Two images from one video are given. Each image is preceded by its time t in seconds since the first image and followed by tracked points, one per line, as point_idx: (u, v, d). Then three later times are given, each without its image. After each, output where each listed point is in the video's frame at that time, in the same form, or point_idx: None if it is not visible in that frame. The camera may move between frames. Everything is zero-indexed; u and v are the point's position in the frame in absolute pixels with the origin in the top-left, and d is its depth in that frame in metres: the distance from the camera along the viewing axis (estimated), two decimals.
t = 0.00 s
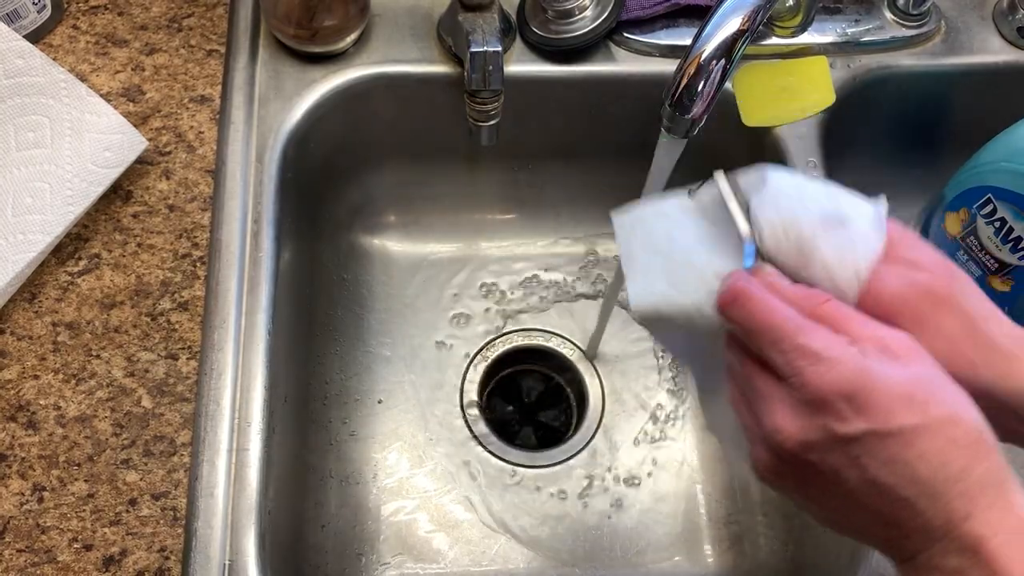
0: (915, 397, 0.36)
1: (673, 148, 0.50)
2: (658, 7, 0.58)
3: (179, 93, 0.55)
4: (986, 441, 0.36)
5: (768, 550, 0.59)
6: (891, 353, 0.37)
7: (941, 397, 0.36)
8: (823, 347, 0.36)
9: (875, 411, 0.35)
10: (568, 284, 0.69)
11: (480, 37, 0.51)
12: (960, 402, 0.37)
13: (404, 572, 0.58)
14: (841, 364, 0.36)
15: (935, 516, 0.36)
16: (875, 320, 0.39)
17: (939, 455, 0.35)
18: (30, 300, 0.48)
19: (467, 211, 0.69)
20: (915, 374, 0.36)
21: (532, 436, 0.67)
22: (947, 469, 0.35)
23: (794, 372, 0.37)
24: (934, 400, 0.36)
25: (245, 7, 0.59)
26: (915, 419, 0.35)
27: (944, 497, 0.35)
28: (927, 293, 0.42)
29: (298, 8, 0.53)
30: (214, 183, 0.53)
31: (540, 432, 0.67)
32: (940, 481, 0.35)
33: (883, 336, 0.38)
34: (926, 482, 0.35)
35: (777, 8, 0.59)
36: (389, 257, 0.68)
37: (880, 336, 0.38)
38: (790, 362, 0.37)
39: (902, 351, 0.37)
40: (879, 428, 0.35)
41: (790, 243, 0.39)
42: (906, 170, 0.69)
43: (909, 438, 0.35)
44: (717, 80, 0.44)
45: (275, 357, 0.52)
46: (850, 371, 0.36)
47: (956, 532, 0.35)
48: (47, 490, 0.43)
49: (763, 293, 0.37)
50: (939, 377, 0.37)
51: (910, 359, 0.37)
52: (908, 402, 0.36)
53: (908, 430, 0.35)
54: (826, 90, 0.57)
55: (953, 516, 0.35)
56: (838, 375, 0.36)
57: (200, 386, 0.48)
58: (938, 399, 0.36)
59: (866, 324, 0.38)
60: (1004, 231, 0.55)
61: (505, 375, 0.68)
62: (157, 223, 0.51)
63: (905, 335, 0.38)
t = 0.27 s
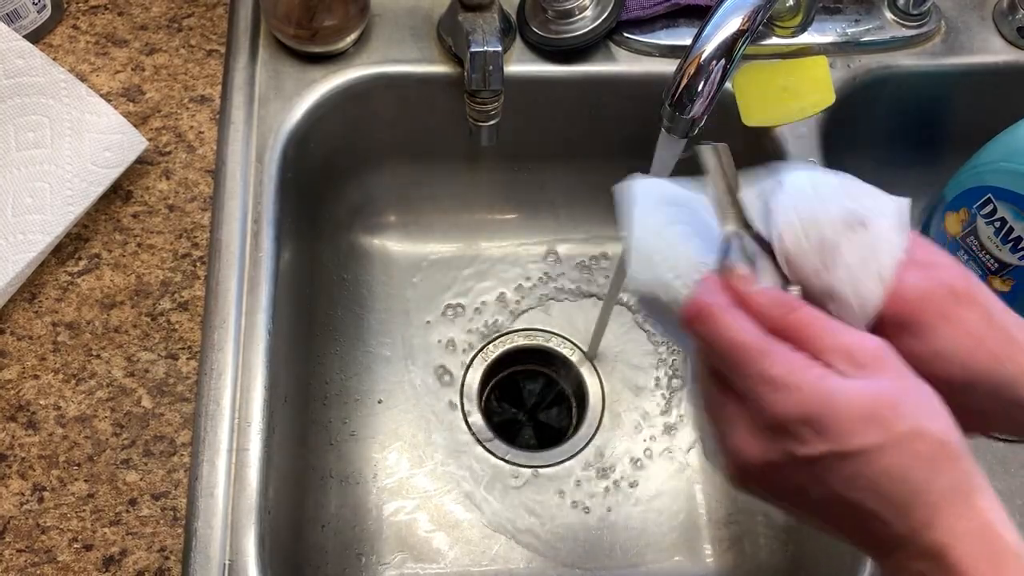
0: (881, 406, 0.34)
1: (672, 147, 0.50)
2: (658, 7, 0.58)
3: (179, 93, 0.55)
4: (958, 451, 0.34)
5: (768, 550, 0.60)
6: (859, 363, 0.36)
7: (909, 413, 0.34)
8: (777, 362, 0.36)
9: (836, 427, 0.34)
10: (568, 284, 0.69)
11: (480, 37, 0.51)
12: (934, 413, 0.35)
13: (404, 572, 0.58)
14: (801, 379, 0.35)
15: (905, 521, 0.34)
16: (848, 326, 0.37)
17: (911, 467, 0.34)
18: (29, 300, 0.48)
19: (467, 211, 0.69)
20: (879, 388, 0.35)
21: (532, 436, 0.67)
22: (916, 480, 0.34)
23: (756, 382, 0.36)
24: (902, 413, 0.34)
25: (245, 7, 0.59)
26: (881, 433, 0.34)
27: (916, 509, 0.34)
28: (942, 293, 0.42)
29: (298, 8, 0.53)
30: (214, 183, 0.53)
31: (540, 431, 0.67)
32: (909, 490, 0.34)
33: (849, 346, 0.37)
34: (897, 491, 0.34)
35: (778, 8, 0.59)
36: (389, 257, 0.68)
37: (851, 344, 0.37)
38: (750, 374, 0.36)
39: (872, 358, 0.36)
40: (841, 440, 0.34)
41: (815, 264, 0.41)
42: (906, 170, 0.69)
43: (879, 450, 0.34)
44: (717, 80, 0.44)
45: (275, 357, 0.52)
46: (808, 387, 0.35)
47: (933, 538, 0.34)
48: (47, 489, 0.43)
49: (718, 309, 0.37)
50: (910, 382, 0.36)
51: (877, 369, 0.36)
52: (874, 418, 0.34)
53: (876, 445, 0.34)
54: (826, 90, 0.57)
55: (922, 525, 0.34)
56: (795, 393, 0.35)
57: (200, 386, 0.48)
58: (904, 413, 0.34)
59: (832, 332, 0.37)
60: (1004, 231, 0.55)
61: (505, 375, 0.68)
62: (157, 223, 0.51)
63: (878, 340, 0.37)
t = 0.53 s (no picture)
0: (776, 410, 0.38)
1: (672, 146, 0.49)
2: (658, 7, 0.58)
3: (179, 93, 0.55)
4: (860, 443, 0.37)
5: (768, 551, 0.60)
6: (770, 381, 0.39)
7: (802, 424, 0.37)
8: (690, 394, 0.39)
9: (731, 441, 0.38)
10: (568, 284, 0.69)
11: (481, 37, 0.51)
12: (834, 407, 0.38)
13: (404, 572, 0.58)
14: (710, 405, 0.39)
15: (836, 507, 0.37)
16: (756, 335, 0.40)
17: (813, 454, 0.37)
18: (29, 300, 0.48)
19: (467, 212, 0.69)
20: (786, 402, 0.38)
21: (532, 436, 0.66)
22: (819, 468, 0.37)
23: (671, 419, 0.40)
24: (793, 420, 0.37)
25: (245, 7, 0.59)
26: (773, 448, 0.38)
27: (832, 497, 0.37)
28: (911, 261, 0.42)
29: (298, 8, 0.53)
30: (214, 183, 0.53)
31: (540, 432, 0.67)
32: (812, 477, 0.37)
33: (754, 363, 0.39)
34: (802, 480, 0.38)
35: (778, 8, 0.59)
36: (389, 257, 0.68)
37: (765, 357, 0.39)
38: (665, 410, 0.39)
39: (781, 371, 0.39)
40: (739, 450, 0.39)
41: (756, 317, 0.46)
42: (905, 170, 0.69)
43: (783, 449, 0.38)
44: (717, 80, 0.43)
45: (275, 357, 0.51)
46: (704, 410, 0.38)
47: (857, 521, 0.37)
48: (47, 490, 0.43)
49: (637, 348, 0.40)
50: (809, 387, 0.38)
51: (785, 384, 0.38)
52: (768, 435, 0.38)
53: (768, 456, 0.38)
54: (826, 90, 0.57)
55: (833, 509, 0.38)
56: (703, 419, 0.38)
57: (200, 386, 0.48)
58: (797, 422, 0.37)
59: (740, 346, 0.39)
60: (1004, 231, 0.55)
61: (505, 375, 0.68)
62: (157, 223, 0.51)
63: (782, 347, 0.39)
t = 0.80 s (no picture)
0: (860, 452, 0.39)
1: (673, 146, 0.49)
2: (658, 7, 0.58)
3: (179, 93, 0.55)
4: (924, 501, 0.38)
5: (768, 550, 0.59)
6: (850, 417, 0.40)
7: (867, 459, 0.39)
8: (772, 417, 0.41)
9: (812, 461, 0.40)
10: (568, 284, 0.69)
11: (480, 37, 0.51)
12: (909, 462, 0.39)
13: (404, 572, 0.58)
14: (785, 425, 0.41)
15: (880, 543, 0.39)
16: (859, 373, 0.40)
17: (877, 496, 0.39)
18: (29, 300, 0.48)
19: (467, 212, 0.69)
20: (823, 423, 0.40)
21: (532, 436, 0.66)
22: (880, 509, 0.39)
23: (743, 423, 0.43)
24: (867, 460, 0.39)
25: (245, 7, 0.59)
26: (840, 479, 0.40)
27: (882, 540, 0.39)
28: (845, 283, 0.45)
29: (298, 8, 0.53)
30: (214, 183, 0.53)
31: (540, 432, 0.67)
32: (865, 523, 0.39)
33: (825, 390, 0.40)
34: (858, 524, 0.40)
35: (778, 8, 0.59)
36: (389, 257, 0.68)
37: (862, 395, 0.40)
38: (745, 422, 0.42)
39: (866, 411, 0.39)
40: (812, 474, 0.41)
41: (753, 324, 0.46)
42: (905, 170, 0.69)
43: (844, 483, 0.40)
44: (717, 80, 0.43)
45: (275, 357, 0.52)
46: (800, 436, 0.40)
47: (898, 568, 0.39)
48: (47, 489, 0.43)
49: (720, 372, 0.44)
50: (893, 431, 0.39)
51: (868, 420, 0.39)
52: (835, 464, 0.40)
53: (839, 486, 0.40)
54: (826, 90, 0.57)
55: (880, 548, 0.40)
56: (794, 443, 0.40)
57: (200, 386, 0.48)
58: (868, 464, 0.39)
59: (845, 378, 0.40)
60: (1004, 231, 0.55)
61: (506, 375, 0.68)
62: (157, 223, 0.51)
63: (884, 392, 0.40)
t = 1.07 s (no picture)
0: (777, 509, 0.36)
1: (674, 146, 0.49)
2: (658, 7, 0.58)
3: (179, 93, 0.55)
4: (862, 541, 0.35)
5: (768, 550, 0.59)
6: (816, 461, 0.37)
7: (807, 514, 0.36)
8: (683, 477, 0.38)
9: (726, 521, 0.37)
10: (568, 284, 0.69)
11: (480, 37, 0.51)
12: (837, 500, 0.36)
13: (404, 572, 0.58)
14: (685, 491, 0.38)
15: None
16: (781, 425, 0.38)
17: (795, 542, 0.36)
18: (30, 300, 0.48)
19: (467, 212, 0.69)
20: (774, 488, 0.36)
21: (531, 435, 0.66)
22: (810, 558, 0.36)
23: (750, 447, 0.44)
24: (798, 519, 0.36)
25: (245, 7, 0.59)
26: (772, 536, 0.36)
27: None
28: (840, 292, 0.44)
29: (298, 8, 0.53)
30: (214, 183, 0.53)
31: (539, 431, 0.67)
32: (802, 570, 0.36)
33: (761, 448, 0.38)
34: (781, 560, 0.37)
35: (777, 8, 0.59)
36: (389, 257, 0.68)
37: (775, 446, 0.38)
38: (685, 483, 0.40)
39: (789, 460, 0.37)
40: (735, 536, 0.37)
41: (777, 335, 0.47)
42: (905, 170, 0.69)
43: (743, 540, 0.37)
44: (717, 80, 0.43)
45: (275, 357, 0.52)
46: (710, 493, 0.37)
47: None
48: (47, 489, 0.43)
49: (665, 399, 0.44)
50: (817, 471, 0.37)
51: (791, 470, 0.37)
52: (750, 514, 0.36)
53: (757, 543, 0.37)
54: (826, 90, 0.57)
55: None
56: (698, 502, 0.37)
57: (200, 386, 0.48)
58: (799, 517, 0.36)
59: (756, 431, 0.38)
60: (1004, 231, 0.55)
61: (505, 375, 0.68)
62: (158, 223, 0.51)
63: (802, 438, 0.38)
